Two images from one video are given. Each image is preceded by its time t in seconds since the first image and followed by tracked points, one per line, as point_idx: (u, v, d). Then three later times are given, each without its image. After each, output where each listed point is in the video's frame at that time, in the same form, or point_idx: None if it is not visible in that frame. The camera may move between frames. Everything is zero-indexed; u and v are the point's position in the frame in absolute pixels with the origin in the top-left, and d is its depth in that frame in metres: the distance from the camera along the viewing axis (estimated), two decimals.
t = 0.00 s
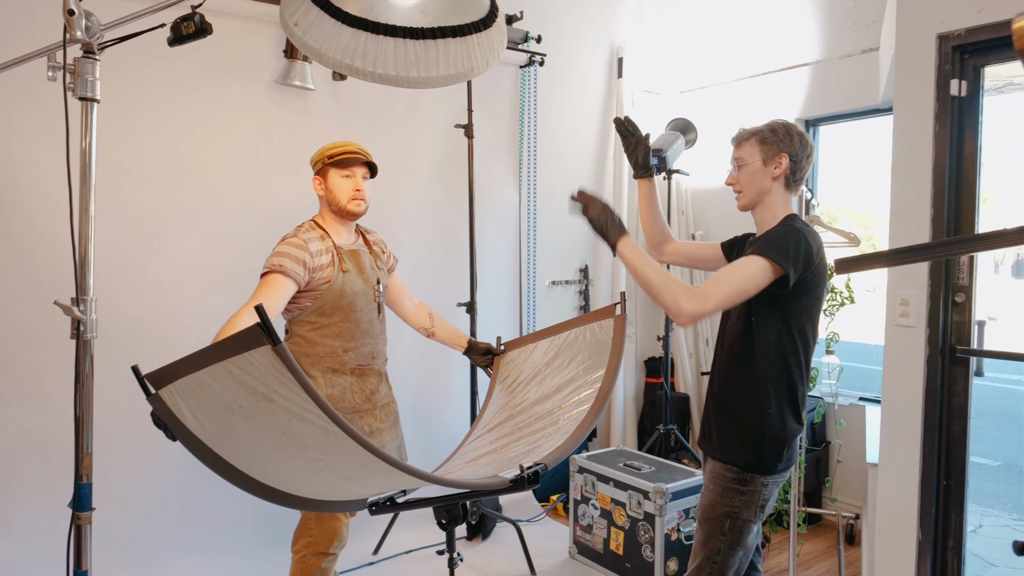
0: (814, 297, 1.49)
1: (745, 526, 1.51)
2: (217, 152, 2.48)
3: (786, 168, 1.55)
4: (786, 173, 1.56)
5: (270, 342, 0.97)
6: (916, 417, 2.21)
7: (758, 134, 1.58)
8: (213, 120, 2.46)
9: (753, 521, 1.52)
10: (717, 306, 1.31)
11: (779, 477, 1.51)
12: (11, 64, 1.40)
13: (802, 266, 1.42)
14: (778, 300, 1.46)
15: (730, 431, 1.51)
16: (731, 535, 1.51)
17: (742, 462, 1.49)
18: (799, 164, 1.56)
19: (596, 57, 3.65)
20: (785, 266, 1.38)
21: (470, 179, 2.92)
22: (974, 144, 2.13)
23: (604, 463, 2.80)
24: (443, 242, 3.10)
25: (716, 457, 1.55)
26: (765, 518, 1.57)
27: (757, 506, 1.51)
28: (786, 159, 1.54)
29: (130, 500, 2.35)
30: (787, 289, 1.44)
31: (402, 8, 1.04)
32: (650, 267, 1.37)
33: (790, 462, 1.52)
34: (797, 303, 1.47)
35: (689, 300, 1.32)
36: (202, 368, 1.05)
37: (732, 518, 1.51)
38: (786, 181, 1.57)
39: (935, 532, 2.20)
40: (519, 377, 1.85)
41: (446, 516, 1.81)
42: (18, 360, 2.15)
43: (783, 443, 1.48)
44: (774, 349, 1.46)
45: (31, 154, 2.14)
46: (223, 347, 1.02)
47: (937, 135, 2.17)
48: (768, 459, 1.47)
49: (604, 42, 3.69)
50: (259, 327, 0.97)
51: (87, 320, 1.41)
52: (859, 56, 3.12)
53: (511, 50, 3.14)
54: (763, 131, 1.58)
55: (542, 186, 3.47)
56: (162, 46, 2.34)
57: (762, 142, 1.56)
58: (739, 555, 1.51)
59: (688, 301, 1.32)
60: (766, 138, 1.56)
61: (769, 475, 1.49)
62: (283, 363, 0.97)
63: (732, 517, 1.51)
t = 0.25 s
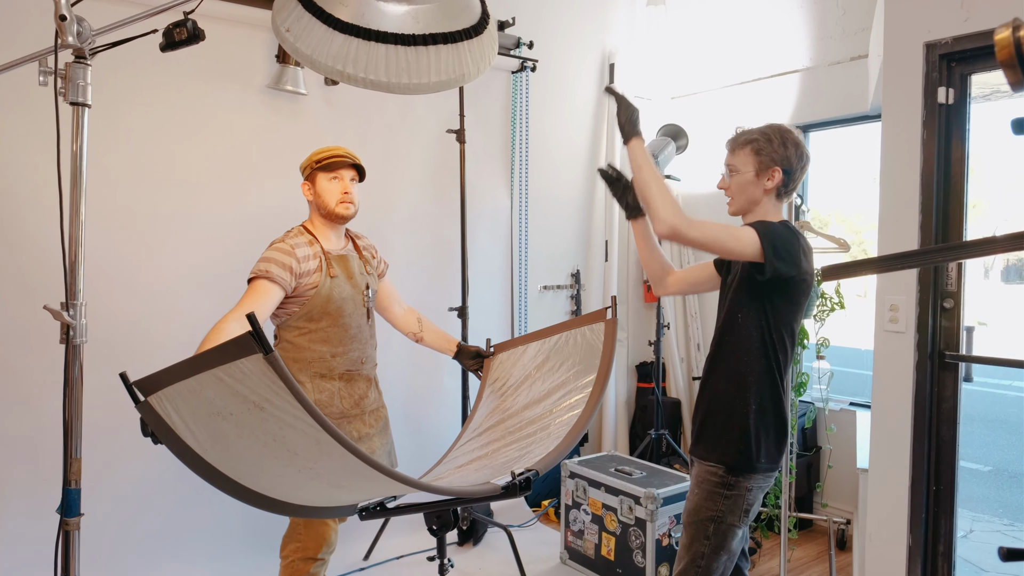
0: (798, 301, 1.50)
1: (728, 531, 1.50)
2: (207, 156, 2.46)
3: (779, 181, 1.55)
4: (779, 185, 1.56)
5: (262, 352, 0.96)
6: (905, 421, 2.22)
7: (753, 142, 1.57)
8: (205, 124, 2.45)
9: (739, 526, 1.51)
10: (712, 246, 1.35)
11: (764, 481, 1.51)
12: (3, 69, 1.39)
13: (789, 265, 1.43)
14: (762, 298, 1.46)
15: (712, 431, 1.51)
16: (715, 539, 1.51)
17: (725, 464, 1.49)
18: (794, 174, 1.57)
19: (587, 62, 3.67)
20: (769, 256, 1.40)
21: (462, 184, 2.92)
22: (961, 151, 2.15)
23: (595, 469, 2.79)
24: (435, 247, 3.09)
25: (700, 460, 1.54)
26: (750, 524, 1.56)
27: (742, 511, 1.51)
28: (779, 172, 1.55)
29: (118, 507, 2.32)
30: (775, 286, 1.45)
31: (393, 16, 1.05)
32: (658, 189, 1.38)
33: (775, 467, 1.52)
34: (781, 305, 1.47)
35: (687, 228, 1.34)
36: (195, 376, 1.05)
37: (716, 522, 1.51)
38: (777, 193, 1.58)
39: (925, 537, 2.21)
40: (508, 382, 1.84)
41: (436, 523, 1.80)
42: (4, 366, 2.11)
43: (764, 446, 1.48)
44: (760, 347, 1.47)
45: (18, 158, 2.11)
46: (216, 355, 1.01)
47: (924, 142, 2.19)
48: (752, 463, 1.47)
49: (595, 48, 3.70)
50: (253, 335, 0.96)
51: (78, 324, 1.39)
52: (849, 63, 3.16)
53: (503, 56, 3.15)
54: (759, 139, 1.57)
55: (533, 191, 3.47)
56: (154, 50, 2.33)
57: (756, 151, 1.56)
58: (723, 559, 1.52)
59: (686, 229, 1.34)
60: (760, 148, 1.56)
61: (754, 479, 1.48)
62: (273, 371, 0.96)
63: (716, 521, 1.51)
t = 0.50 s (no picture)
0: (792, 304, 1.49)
1: (718, 536, 1.49)
2: (204, 161, 2.44)
3: (767, 179, 1.54)
4: (768, 183, 1.55)
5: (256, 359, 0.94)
6: (903, 426, 2.22)
7: (740, 147, 1.57)
8: (202, 130, 2.43)
9: (730, 531, 1.50)
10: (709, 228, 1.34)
11: (756, 486, 1.49)
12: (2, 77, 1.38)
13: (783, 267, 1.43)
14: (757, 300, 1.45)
15: (704, 433, 1.50)
16: (706, 543, 1.49)
17: (716, 467, 1.48)
18: (781, 173, 1.55)
19: (583, 67, 3.67)
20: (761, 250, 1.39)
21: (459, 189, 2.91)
22: (959, 156, 2.15)
23: (592, 474, 2.78)
24: (432, 251, 3.08)
25: (694, 462, 1.53)
26: (742, 529, 1.55)
27: (732, 516, 1.49)
28: (767, 170, 1.54)
29: (113, 514, 2.29)
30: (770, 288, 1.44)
31: (389, 23, 1.04)
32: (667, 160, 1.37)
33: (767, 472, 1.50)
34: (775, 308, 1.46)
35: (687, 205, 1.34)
36: (190, 384, 1.03)
37: (707, 527, 1.49)
38: (769, 191, 1.57)
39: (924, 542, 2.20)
40: (500, 385, 1.83)
41: (432, 528, 1.79)
42: None
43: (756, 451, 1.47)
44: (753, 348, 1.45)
45: (14, 163, 2.08)
46: (210, 363, 1.00)
47: (921, 147, 2.19)
48: (744, 466, 1.45)
49: (591, 53, 3.70)
50: (248, 343, 0.94)
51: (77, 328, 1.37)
52: (845, 68, 3.15)
53: (500, 60, 3.14)
54: (746, 144, 1.57)
55: (530, 195, 3.47)
56: (152, 58, 2.32)
57: (742, 154, 1.56)
58: (713, 564, 1.50)
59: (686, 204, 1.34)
60: (746, 150, 1.56)
61: (744, 484, 1.47)
62: (269, 378, 0.95)
63: (706, 525, 1.49)
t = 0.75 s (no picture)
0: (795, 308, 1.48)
1: (721, 540, 1.49)
2: (204, 164, 2.45)
3: (766, 185, 1.54)
4: (767, 190, 1.55)
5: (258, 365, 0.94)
6: (903, 429, 2.21)
7: (737, 153, 1.58)
8: (203, 135, 2.44)
9: (732, 536, 1.50)
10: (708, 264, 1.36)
11: (760, 492, 1.49)
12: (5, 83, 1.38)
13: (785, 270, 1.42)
14: (757, 303, 1.45)
15: (707, 436, 1.50)
16: (708, 548, 1.49)
17: (719, 472, 1.47)
18: (780, 178, 1.55)
19: (583, 71, 3.67)
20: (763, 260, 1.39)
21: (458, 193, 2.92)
22: (959, 159, 2.15)
23: (592, 477, 2.77)
24: (431, 255, 3.08)
25: (697, 468, 1.53)
26: (745, 534, 1.54)
27: (735, 521, 1.49)
28: (765, 176, 1.54)
29: (114, 519, 2.29)
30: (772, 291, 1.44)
31: (388, 28, 1.03)
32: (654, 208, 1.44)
33: (771, 477, 1.50)
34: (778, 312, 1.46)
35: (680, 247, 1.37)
36: (190, 389, 1.03)
37: (709, 531, 1.49)
38: (769, 197, 1.56)
39: (925, 546, 2.19)
40: (500, 388, 1.83)
41: (432, 531, 1.79)
42: None
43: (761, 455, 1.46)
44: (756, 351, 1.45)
45: (15, 167, 2.09)
46: (211, 369, 1.00)
47: (921, 149, 2.19)
48: (747, 471, 1.45)
49: (591, 57, 3.71)
50: (249, 348, 0.94)
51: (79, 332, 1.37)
52: (845, 71, 3.15)
53: (500, 64, 3.15)
54: (742, 149, 1.57)
55: (530, 199, 3.47)
56: (153, 63, 2.32)
57: (742, 159, 1.56)
58: (715, 568, 1.50)
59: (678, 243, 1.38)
60: (745, 156, 1.56)
61: (748, 489, 1.47)
62: (271, 384, 0.95)
63: (709, 530, 1.49)
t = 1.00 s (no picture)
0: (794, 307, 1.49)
1: (723, 540, 1.49)
2: (204, 167, 2.45)
3: (762, 185, 1.55)
4: (763, 189, 1.56)
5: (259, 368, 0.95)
6: (904, 429, 2.21)
7: (732, 152, 1.57)
8: (202, 137, 2.44)
9: (734, 536, 1.50)
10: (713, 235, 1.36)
11: (761, 492, 1.49)
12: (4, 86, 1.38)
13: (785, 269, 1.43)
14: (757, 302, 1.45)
15: (707, 436, 1.50)
16: (710, 548, 1.49)
17: (721, 471, 1.47)
18: (776, 176, 1.55)
19: (583, 72, 3.68)
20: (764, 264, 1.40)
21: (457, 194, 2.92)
22: (958, 159, 2.16)
23: (593, 478, 2.77)
24: (431, 256, 3.08)
25: (697, 469, 1.53)
26: (746, 534, 1.54)
27: (737, 521, 1.49)
28: (761, 175, 1.54)
29: (114, 521, 2.29)
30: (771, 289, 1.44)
31: (386, 30, 1.03)
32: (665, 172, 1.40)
33: (772, 476, 1.50)
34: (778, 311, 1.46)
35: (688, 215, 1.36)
36: (192, 391, 1.04)
37: (711, 532, 1.49)
38: (765, 197, 1.57)
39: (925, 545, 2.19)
40: (501, 390, 1.83)
41: (432, 532, 1.79)
42: None
43: (762, 454, 1.46)
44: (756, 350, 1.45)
45: (15, 170, 2.09)
46: (211, 371, 1.00)
47: (920, 149, 2.19)
48: (750, 473, 1.45)
49: (591, 59, 3.71)
50: (250, 350, 0.95)
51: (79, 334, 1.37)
52: (845, 71, 3.15)
53: (499, 66, 3.16)
54: (737, 149, 1.57)
55: (530, 200, 3.47)
56: (152, 66, 2.33)
57: (736, 160, 1.56)
58: (717, 569, 1.50)
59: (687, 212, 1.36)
60: (740, 155, 1.56)
61: (750, 489, 1.47)
62: (272, 385, 0.95)
63: (711, 530, 1.49)
